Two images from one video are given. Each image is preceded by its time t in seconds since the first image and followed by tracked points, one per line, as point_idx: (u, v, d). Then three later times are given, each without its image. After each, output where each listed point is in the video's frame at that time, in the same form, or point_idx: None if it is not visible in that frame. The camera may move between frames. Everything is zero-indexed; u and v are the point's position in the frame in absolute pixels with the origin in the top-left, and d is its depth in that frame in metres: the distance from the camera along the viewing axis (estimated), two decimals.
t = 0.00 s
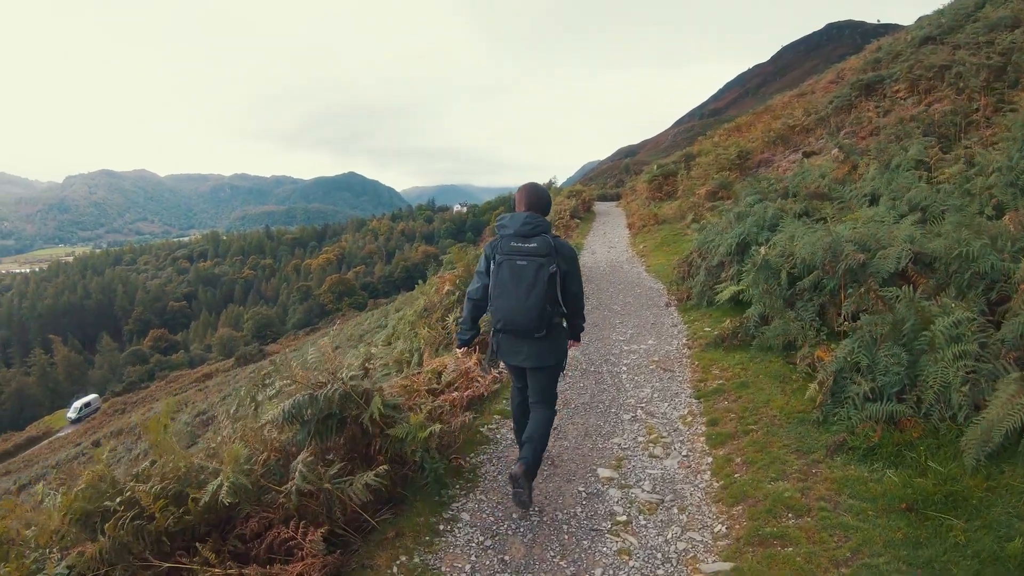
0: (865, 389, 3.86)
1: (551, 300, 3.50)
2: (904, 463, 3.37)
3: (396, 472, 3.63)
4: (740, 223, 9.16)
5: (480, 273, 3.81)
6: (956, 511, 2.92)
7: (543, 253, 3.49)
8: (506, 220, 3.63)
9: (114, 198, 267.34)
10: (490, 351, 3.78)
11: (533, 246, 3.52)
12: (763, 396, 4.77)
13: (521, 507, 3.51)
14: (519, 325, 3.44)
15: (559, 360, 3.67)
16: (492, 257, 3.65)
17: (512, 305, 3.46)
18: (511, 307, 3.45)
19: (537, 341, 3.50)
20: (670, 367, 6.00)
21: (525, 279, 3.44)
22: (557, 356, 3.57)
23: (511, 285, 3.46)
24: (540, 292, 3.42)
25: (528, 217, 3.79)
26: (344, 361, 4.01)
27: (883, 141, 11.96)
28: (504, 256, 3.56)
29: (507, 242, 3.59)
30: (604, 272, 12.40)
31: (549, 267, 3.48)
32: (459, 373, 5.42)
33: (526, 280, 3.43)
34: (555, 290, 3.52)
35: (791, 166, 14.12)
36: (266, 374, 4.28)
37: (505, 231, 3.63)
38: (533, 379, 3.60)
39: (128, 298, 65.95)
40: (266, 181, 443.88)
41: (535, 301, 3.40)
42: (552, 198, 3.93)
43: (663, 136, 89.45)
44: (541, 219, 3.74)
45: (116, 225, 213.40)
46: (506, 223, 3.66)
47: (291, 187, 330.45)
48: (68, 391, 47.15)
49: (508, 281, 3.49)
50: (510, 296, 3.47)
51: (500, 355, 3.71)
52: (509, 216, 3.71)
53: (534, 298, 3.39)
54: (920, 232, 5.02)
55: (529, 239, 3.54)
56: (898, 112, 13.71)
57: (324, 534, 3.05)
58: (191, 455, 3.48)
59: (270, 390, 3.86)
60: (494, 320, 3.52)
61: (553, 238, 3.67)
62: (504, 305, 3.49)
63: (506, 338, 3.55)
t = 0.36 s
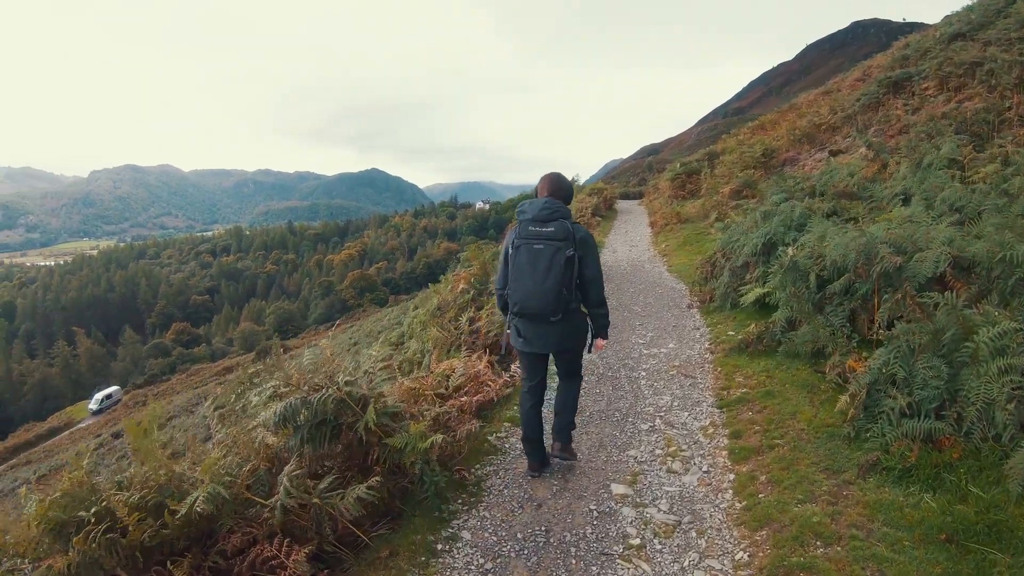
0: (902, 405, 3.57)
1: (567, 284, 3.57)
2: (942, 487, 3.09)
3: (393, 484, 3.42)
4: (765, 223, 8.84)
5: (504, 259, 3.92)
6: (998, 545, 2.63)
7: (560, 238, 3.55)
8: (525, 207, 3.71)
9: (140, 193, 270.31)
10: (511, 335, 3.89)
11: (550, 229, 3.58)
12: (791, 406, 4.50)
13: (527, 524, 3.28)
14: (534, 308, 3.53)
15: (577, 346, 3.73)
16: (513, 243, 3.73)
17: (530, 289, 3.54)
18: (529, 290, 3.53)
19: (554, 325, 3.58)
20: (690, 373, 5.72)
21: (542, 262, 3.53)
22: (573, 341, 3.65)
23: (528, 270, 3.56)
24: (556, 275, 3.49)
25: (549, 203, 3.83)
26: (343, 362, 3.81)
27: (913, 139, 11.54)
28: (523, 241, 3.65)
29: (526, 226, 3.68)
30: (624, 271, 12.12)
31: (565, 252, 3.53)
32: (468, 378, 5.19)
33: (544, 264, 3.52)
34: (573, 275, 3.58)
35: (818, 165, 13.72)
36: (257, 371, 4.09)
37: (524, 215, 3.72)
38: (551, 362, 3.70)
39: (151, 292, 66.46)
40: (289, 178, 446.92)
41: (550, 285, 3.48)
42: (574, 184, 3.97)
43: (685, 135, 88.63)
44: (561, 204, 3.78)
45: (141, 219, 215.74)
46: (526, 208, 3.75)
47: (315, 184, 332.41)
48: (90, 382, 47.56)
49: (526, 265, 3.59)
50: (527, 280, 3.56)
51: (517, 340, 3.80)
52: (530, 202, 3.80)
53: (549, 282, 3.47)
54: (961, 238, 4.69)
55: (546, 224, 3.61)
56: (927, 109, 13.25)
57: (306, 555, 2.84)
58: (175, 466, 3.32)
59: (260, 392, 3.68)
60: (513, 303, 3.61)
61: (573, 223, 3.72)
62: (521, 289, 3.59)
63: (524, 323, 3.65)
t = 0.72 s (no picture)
0: (940, 428, 3.28)
1: (588, 292, 3.50)
2: (983, 522, 2.79)
3: (385, 501, 3.19)
4: (791, 225, 8.52)
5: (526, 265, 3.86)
6: None
7: (581, 245, 3.49)
8: (548, 214, 3.66)
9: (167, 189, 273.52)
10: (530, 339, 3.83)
11: (573, 237, 3.52)
12: (818, 426, 4.22)
13: (530, 553, 3.03)
14: (553, 316, 3.46)
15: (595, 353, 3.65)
16: (534, 250, 3.67)
17: (550, 296, 3.47)
18: (548, 297, 3.46)
19: (574, 333, 3.51)
20: (711, 383, 5.43)
21: (562, 271, 3.46)
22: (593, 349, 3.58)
23: (548, 277, 3.49)
24: (578, 283, 3.42)
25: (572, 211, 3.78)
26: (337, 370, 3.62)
27: (945, 138, 11.12)
28: (544, 248, 3.58)
29: (547, 233, 3.61)
30: (646, 273, 11.83)
31: (586, 260, 3.46)
32: (472, 386, 4.97)
33: (563, 272, 3.44)
34: (592, 284, 3.51)
35: (845, 165, 13.32)
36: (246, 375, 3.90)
37: (547, 222, 3.65)
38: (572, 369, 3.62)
39: (175, 286, 67.05)
40: (314, 175, 450.09)
41: (570, 292, 3.41)
42: (598, 191, 3.90)
43: (710, 133, 87.83)
44: (584, 212, 3.72)
45: (168, 214, 218.28)
46: (548, 216, 3.68)
47: (339, 181, 334.24)
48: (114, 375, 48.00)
49: (546, 273, 3.51)
50: (547, 287, 3.49)
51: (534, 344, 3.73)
52: (553, 209, 3.73)
53: (569, 290, 3.39)
54: (1005, 245, 4.37)
55: (568, 232, 3.54)
56: (959, 108, 12.80)
57: None
58: (153, 484, 3.16)
59: (247, 401, 3.48)
60: (532, 310, 3.55)
61: (595, 231, 3.64)
62: (541, 296, 3.52)
63: (544, 330, 3.58)
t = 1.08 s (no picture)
0: (984, 459, 2.99)
1: (617, 294, 3.60)
2: None
3: (380, 527, 3.04)
4: (822, 229, 8.19)
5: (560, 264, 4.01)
6: None
7: (613, 248, 3.59)
8: (583, 215, 3.79)
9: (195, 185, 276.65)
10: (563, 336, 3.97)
11: (606, 240, 3.62)
12: (849, 450, 3.95)
13: None
14: (582, 314, 3.59)
15: (624, 351, 3.76)
16: (569, 249, 3.80)
17: (581, 296, 3.60)
18: (579, 297, 3.59)
19: (601, 333, 3.63)
20: (737, 398, 5.16)
21: (594, 272, 3.57)
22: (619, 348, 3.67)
23: (580, 278, 3.61)
24: (606, 286, 3.52)
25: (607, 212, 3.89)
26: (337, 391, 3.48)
27: (982, 139, 10.70)
28: (578, 248, 3.71)
29: (581, 234, 3.74)
30: (670, 276, 11.54)
31: (617, 263, 3.57)
32: (482, 400, 4.78)
33: (594, 273, 3.56)
34: (623, 286, 3.60)
35: (876, 167, 12.91)
36: (240, 391, 3.78)
37: (582, 223, 3.78)
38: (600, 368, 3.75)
39: (201, 282, 67.63)
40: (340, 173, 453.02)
41: (599, 294, 3.52)
42: (633, 194, 3.99)
43: (737, 134, 86.77)
44: (618, 214, 3.83)
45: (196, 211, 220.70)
46: (583, 217, 3.81)
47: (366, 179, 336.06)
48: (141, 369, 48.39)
49: (579, 273, 3.64)
50: (579, 287, 3.62)
51: (567, 344, 3.86)
52: (587, 211, 3.86)
53: (599, 292, 3.50)
54: None
55: (602, 234, 3.66)
56: (995, 107, 12.34)
57: None
58: (138, 500, 3.06)
59: (239, 420, 3.36)
60: (563, 308, 3.69)
61: (628, 234, 3.74)
62: (572, 295, 3.65)
63: (575, 327, 3.73)
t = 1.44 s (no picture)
0: None
1: (652, 288, 3.56)
2: None
3: (375, 549, 2.84)
4: (856, 233, 7.83)
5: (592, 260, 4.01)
6: None
7: (649, 242, 3.56)
8: (617, 208, 3.76)
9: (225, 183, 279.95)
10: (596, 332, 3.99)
11: (640, 234, 3.59)
12: (885, 474, 3.65)
13: None
14: (616, 308, 3.59)
15: (656, 349, 3.71)
16: (602, 243, 3.79)
17: (614, 290, 3.60)
18: (613, 290, 3.59)
19: (635, 328, 3.61)
20: (766, 411, 4.86)
21: (628, 266, 3.55)
22: (653, 344, 3.66)
23: (615, 271, 3.60)
24: (641, 280, 3.50)
25: (640, 206, 3.87)
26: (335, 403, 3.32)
27: None
28: (612, 241, 3.68)
29: (616, 228, 3.71)
30: (697, 280, 11.23)
31: (652, 257, 3.53)
32: (495, 411, 4.58)
33: (628, 267, 3.54)
34: (659, 279, 3.57)
35: (910, 169, 12.47)
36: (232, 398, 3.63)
37: (615, 217, 3.76)
38: (630, 366, 3.71)
39: (229, 279, 68.26)
40: (369, 173, 456.06)
41: (634, 288, 3.50)
42: (666, 190, 3.97)
43: (765, 136, 85.64)
44: (651, 208, 3.81)
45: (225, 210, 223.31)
46: (617, 210, 3.79)
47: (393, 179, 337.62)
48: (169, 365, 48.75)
49: (613, 267, 3.62)
50: (614, 282, 3.61)
51: (605, 339, 3.86)
52: (621, 203, 3.83)
53: (633, 286, 3.49)
54: None
55: (637, 227, 3.64)
56: None
57: None
58: (117, 514, 2.96)
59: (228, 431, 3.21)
60: (596, 302, 3.70)
61: (662, 229, 3.72)
62: (607, 288, 3.65)
63: (608, 321, 3.73)
